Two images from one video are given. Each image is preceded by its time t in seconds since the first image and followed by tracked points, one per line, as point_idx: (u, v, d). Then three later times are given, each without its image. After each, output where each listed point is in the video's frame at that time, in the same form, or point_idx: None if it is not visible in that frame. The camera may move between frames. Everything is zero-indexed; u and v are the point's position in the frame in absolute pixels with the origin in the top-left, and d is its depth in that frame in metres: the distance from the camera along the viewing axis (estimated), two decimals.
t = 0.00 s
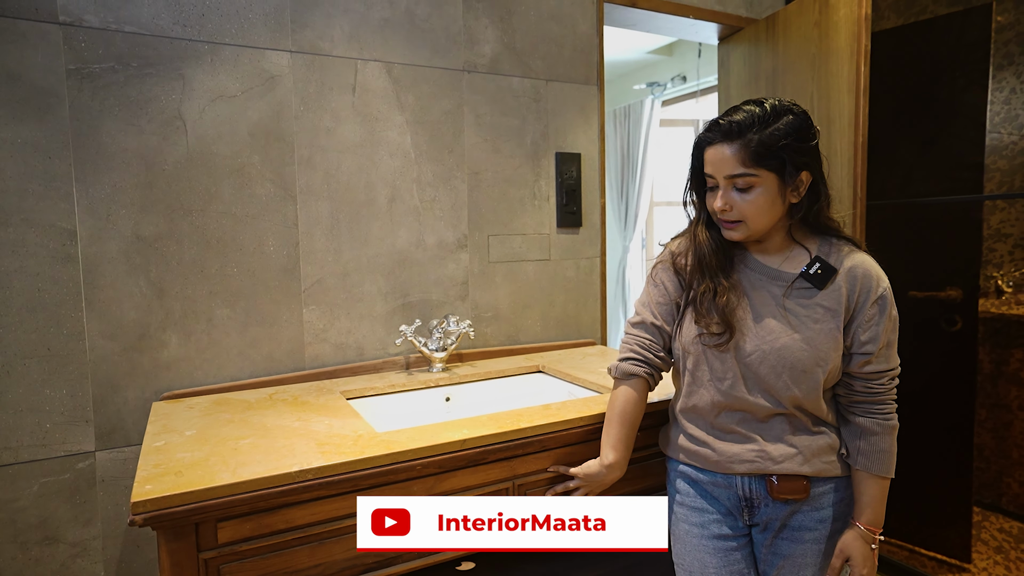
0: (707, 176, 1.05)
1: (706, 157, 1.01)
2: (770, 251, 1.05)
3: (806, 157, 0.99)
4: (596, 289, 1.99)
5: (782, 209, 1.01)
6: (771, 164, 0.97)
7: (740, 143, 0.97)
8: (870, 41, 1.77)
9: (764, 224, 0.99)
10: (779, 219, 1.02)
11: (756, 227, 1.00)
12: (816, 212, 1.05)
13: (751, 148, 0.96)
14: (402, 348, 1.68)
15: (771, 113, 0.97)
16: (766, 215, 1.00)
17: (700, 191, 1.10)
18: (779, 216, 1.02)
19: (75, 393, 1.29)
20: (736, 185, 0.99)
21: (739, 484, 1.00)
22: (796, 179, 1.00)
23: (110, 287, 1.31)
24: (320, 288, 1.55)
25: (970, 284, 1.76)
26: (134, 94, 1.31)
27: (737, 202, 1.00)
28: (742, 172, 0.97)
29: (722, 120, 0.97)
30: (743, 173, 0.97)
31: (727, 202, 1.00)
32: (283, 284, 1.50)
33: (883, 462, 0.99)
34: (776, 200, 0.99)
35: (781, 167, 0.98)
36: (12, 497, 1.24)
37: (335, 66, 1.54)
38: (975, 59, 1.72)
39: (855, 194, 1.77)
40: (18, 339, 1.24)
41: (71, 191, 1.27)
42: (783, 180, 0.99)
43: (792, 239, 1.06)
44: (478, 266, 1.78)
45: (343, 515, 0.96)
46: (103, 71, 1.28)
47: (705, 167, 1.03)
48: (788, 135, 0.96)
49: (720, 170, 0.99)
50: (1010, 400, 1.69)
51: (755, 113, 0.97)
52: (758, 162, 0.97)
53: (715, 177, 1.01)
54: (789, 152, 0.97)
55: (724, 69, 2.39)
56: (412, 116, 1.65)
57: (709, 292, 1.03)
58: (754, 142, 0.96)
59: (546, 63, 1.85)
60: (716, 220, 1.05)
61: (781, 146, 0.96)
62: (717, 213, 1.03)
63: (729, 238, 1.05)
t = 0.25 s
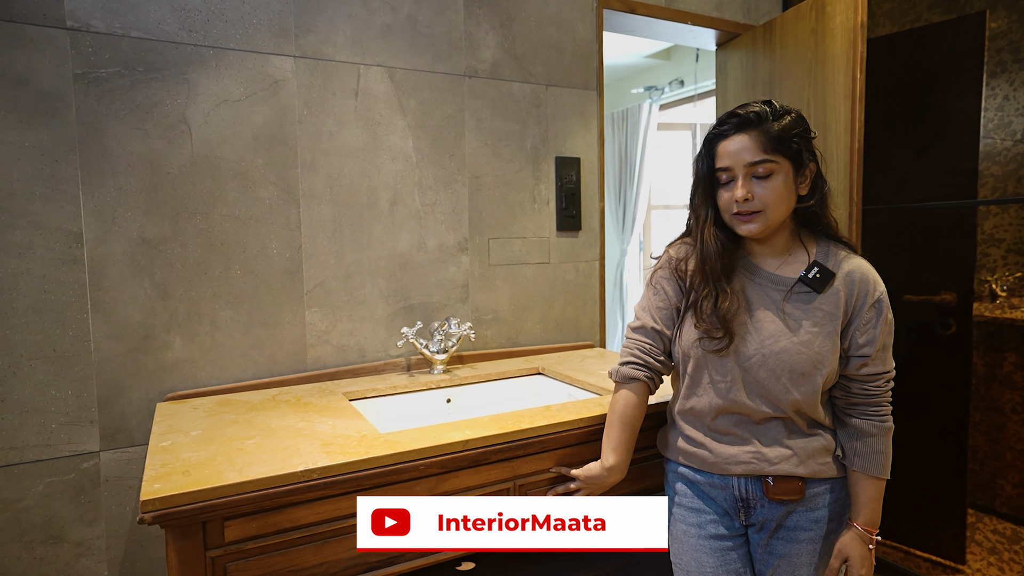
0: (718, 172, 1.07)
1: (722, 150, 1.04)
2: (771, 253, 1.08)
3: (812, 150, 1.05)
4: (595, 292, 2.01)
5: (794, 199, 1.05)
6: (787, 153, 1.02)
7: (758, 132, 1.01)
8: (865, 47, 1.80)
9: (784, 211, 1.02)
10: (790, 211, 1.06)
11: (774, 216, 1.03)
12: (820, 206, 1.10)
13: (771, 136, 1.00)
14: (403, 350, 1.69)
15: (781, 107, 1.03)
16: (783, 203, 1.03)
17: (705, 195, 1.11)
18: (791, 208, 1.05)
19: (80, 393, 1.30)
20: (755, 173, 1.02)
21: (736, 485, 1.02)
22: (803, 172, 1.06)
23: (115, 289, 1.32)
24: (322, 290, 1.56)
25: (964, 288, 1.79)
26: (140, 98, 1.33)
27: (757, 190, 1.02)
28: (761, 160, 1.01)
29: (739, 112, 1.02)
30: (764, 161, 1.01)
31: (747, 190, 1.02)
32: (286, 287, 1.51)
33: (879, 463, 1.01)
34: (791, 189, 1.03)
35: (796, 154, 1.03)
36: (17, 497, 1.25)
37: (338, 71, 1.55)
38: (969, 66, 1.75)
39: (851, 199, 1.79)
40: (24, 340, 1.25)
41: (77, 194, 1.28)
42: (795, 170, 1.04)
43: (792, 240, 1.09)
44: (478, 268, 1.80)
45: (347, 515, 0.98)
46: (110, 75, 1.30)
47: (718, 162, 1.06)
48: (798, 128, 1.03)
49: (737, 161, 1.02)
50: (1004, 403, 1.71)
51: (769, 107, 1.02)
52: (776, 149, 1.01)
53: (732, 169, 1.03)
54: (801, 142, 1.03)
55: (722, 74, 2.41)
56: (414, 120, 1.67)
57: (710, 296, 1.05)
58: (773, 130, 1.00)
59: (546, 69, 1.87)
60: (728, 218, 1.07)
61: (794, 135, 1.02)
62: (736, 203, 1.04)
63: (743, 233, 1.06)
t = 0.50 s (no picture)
0: (727, 163, 1.11)
1: (733, 139, 1.09)
2: (772, 247, 1.10)
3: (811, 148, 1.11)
4: (596, 290, 2.03)
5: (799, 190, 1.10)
6: (794, 144, 1.07)
7: (768, 122, 1.06)
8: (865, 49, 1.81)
9: (796, 195, 1.06)
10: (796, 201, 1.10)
11: (785, 202, 1.06)
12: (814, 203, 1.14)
13: (781, 125, 1.06)
14: (407, 347, 1.71)
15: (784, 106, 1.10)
16: (793, 191, 1.07)
17: (711, 189, 1.14)
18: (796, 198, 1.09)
19: (88, 389, 1.32)
20: (768, 159, 1.06)
21: (735, 479, 1.04)
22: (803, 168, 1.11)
23: (122, 286, 1.34)
24: (327, 288, 1.58)
25: (961, 287, 1.81)
26: (148, 98, 1.34)
27: (771, 174, 1.05)
28: (773, 146, 1.05)
29: (750, 104, 1.08)
30: (776, 147, 1.05)
31: (762, 174, 1.05)
32: (291, 284, 1.53)
33: (876, 458, 1.03)
34: (799, 177, 1.08)
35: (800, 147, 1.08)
36: (26, 490, 1.27)
37: (343, 71, 1.57)
38: (967, 68, 1.77)
39: (849, 198, 1.80)
40: (33, 336, 1.27)
41: (85, 192, 1.30)
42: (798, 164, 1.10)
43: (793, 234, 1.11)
44: (481, 266, 1.82)
45: (353, 508, 1.00)
46: (118, 75, 1.31)
47: (729, 150, 1.09)
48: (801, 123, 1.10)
49: (750, 148, 1.06)
50: (999, 401, 1.73)
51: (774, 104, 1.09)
52: (785, 139, 1.06)
53: (744, 156, 1.07)
54: (804, 137, 1.10)
55: (722, 75, 2.43)
56: (417, 120, 1.69)
57: (714, 288, 1.06)
58: (782, 120, 1.07)
59: (548, 69, 1.89)
60: (739, 205, 1.08)
61: (799, 129, 1.08)
62: (751, 186, 1.06)
63: (754, 219, 1.08)
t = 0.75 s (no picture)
0: (728, 169, 1.12)
1: (733, 146, 1.10)
2: (769, 251, 1.12)
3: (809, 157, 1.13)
4: (598, 294, 2.05)
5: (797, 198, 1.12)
6: (794, 153, 1.09)
7: (769, 132, 1.08)
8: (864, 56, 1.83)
9: (793, 204, 1.08)
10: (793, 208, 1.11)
11: (782, 209, 1.08)
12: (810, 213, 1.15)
13: (782, 135, 1.08)
14: (411, 351, 1.72)
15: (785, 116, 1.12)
16: (790, 199, 1.08)
17: (711, 194, 1.17)
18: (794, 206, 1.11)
19: (97, 391, 1.33)
20: (768, 166, 1.07)
21: (736, 479, 1.05)
22: (801, 176, 1.13)
23: (131, 289, 1.35)
24: (333, 291, 1.59)
25: (958, 292, 1.83)
26: (157, 103, 1.36)
27: (770, 182, 1.07)
28: (773, 155, 1.07)
29: (753, 113, 1.10)
30: (776, 156, 1.07)
31: (762, 181, 1.07)
32: (297, 287, 1.54)
33: (872, 455, 1.04)
34: (797, 186, 1.10)
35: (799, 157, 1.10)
36: (35, 492, 1.28)
37: (350, 76, 1.59)
38: (964, 76, 1.79)
39: (849, 204, 1.82)
40: (43, 339, 1.28)
41: (95, 196, 1.31)
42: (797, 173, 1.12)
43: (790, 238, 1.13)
44: (485, 270, 1.83)
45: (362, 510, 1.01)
46: (128, 80, 1.33)
47: (730, 157, 1.11)
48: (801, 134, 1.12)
49: (751, 155, 1.08)
50: (997, 404, 1.75)
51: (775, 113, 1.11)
52: (784, 148, 1.08)
53: (744, 162, 1.09)
54: (804, 147, 1.11)
55: (722, 81, 2.45)
56: (422, 125, 1.70)
57: (712, 291, 1.08)
58: (784, 131, 1.09)
59: (552, 75, 1.90)
60: (738, 210, 1.10)
61: (799, 139, 1.10)
62: (750, 193, 1.07)
63: (751, 225, 1.09)
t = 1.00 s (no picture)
0: (723, 177, 1.15)
1: (729, 155, 1.13)
2: (765, 258, 1.14)
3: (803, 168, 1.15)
4: (593, 300, 2.07)
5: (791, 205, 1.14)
6: (787, 162, 1.11)
7: (764, 142, 1.10)
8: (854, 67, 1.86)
9: (785, 211, 1.10)
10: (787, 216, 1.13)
11: (775, 217, 1.10)
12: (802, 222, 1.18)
13: (776, 144, 1.10)
14: (408, 356, 1.73)
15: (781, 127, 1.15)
16: (783, 207, 1.10)
17: (708, 201, 1.19)
18: (788, 213, 1.13)
19: (95, 397, 1.33)
20: (762, 175, 1.09)
21: (733, 482, 1.07)
22: (796, 185, 1.15)
23: (130, 295, 1.35)
24: (330, 297, 1.60)
25: (947, 298, 1.86)
26: (157, 110, 1.37)
27: (764, 190, 1.09)
28: (767, 164, 1.09)
29: (747, 122, 1.12)
30: (769, 164, 1.09)
31: (754, 189, 1.09)
32: (295, 294, 1.55)
33: (867, 458, 1.06)
34: (790, 194, 1.12)
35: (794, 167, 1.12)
36: (32, 498, 1.28)
37: (348, 84, 1.60)
38: (951, 87, 1.83)
39: (840, 212, 1.84)
40: (41, 345, 1.28)
41: (95, 202, 1.32)
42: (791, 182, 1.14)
43: (785, 246, 1.15)
44: (481, 277, 1.85)
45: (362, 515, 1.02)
46: (128, 87, 1.34)
47: (726, 165, 1.13)
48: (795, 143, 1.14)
49: (746, 164, 1.10)
50: (985, 409, 1.78)
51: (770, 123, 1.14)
52: (779, 158, 1.10)
53: (740, 171, 1.11)
54: (798, 156, 1.14)
55: (715, 90, 2.48)
56: (420, 132, 1.72)
57: (711, 295, 1.10)
58: (778, 139, 1.11)
59: (548, 83, 1.93)
60: (732, 217, 1.12)
61: (794, 149, 1.12)
62: (743, 200, 1.10)
63: (745, 231, 1.12)
